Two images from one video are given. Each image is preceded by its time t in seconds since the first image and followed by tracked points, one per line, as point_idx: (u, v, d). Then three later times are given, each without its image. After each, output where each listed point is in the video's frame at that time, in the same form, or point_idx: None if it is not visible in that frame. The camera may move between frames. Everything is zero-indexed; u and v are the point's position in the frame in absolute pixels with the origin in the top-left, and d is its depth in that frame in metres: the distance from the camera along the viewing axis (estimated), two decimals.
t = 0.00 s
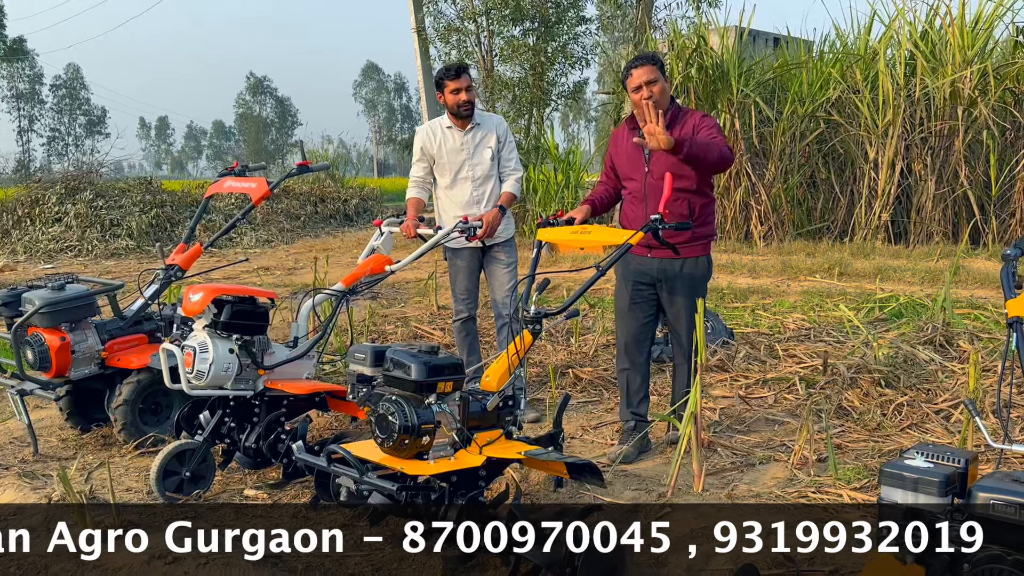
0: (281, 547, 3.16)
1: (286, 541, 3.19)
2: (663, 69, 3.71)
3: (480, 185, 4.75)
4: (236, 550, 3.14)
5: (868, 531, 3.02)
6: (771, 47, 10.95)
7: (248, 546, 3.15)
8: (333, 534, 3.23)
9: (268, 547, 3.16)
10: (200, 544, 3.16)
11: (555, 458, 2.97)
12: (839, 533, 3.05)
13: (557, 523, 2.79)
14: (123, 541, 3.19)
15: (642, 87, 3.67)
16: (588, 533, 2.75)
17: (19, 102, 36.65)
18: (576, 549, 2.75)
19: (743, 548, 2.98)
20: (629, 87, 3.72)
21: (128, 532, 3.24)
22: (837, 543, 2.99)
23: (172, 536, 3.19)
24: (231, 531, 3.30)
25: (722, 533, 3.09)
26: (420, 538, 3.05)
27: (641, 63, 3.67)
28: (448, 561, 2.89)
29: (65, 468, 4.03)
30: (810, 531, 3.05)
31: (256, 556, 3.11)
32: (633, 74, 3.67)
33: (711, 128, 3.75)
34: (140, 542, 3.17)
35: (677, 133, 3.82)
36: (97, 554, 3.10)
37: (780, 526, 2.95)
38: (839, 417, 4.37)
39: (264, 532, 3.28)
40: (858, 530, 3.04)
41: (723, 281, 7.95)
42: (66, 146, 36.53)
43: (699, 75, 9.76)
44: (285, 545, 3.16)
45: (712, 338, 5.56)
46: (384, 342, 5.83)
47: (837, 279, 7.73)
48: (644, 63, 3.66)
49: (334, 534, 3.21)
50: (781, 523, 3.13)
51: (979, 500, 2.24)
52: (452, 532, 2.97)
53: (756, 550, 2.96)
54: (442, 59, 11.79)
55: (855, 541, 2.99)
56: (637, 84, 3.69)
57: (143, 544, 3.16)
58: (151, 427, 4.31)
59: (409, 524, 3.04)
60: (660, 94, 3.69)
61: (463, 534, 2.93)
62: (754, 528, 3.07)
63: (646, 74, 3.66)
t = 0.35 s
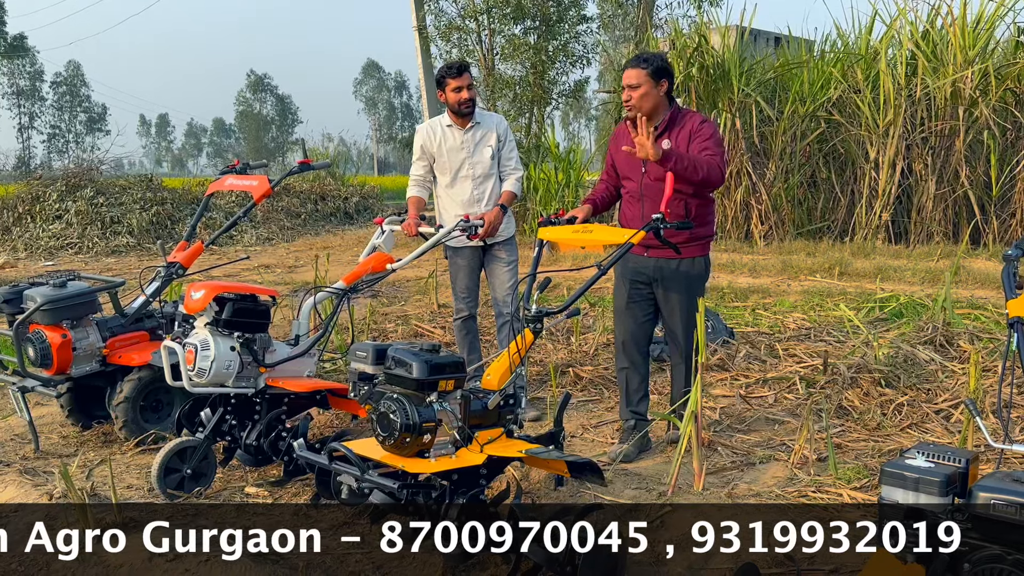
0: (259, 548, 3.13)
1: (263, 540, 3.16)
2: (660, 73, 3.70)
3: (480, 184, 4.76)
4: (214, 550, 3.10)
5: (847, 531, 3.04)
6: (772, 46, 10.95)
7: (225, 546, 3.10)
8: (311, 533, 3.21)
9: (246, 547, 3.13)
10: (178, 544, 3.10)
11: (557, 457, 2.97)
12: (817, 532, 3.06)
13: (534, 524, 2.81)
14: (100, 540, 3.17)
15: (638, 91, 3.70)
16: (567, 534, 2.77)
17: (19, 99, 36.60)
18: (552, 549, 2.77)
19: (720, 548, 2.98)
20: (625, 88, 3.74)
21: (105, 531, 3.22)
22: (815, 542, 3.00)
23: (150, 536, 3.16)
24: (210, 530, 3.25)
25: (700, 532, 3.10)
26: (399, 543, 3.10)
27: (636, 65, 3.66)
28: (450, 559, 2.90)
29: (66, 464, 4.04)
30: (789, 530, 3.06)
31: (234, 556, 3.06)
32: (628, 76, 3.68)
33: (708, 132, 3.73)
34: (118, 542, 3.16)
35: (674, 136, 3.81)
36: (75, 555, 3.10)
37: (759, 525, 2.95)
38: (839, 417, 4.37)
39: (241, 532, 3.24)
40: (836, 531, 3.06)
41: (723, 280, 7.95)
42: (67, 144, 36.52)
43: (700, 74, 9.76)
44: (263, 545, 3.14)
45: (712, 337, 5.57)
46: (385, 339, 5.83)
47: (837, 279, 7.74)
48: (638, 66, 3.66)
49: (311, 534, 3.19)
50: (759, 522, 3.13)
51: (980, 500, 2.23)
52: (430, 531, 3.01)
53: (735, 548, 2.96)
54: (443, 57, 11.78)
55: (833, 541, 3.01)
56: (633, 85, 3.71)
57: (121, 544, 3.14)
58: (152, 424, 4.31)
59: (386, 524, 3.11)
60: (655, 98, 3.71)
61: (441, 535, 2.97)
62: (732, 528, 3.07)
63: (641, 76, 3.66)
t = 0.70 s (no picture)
0: (236, 548, 3.11)
1: (241, 540, 3.14)
2: (663, 70, 3.71)
3: (482, 183, 4.76)
4: (192, 549, 3.09)
5: (826, 532, 3.05)
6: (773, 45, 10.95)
7: (202, 545, 3.09)
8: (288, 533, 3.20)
9: (223, 546, 3.11)
10: (155, 544, 3.10)
11: (557, 456, 2.98)
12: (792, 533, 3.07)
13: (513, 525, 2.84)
14: (78, 540, 3.18)
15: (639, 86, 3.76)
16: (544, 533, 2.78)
17: (20, 96, 36.60)
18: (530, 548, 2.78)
19: (713, 548, 2.98)
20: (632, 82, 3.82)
21: (84, 531, 3.23)
22: (792, 544, 2.99)
23: (128, 536, 3.16)
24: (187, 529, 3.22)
25: (692, 533, 3.10)
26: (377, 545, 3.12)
27: (641, 60, 3.73)
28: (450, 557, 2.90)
29: (67, 462, 4.04)
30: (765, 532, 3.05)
31: (210, 556, 3.06)
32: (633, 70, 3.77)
33: (703, 134, 3.67)
34: (96, 542, 3.16)
35: (671, 134, 3.78)
36: (52, 555, 3.11)
37: (736, 525, 2.95)
38: (840, 416, 4.37)
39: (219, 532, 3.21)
40: (813, 531, 3.07)
41: (724, 279, 7.95)
42: (68, 141, 36.52)
43: (702, 73, 9.76)
44: (240, 545, 3.11)
45: (713, 336, 5.58)
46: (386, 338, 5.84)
47: (838, 279, 7.73)
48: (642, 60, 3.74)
49: (289, 533, 3.18)
50: (736, 522, 3.12)
51: (982, 499, 2.22)
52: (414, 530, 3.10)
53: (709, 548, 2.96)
54: (444, 55, 11.77)
55: (811, 542, 3.01)
56: (637, 79, 3.78)
57: (99, 543, 3.15)
58: (153, 422, 4.32)
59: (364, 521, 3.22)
60: (654, 93, 3.74)
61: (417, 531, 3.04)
62: (709, 530, 3.05)
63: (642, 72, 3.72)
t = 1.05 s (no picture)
0: (214, 547, 3.08)
1: (219, 540, 3.11)
2: (671, 69, 3.71)
3: (484, 181, 4.75)
4: (169, 549, 3.08)
5: (803, 532, 3.05)
6: (775, 44, 10.94)
7: (179, 545, 3.07)
8: (265, 534, 3.18)
9: (200, 546, 3.08)
10: (132, 544, 3.09)
11: (558, 455, 2.97)
12: (770, 533, 3.07)
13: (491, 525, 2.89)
14: (56, 540, 3.18)
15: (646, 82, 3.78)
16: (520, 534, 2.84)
17: (22, 94, 36.62)
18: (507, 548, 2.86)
19: (715, 548, 2.97)
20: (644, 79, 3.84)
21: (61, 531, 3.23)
22: (770, 542, 3.00)
23: (106, 536, 3.16)
24: (165, 530, 3.19)
25: (693, 533, 3.09)
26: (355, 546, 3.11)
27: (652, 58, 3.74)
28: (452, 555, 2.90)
29: (69, 459, 4.04)
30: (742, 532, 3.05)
31: (188, 556, 3.03)
32: (644, 67, 3.79)
33: (704, 131, 3.65)
34: (73, 542, 3.16)
35: (675, 131, 3.78)
36: (29, 555, 3.11)
37: (714, 525, 2.96)
38: (842, 416, 4.37)
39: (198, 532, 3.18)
40: (791, 531, 3.07)
41: (726, 278, 7.94)
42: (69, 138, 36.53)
43: (704, 71, 9.76)
44: (218, 545, 3.07)
45: (715, 336, 5.57)
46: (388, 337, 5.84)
47: (840, 278, 7.73)
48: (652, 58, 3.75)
49: (267, 534, 3.16)
50: (712, 523, 3.13)
51: (985, 500, 2.21)
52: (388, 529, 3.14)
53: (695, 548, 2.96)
54: (446, 54, 11.76)
55: (788, 541, 3.01)
56: (648, 77, 3.78)
57: (76, 543, 3.15)
58: (155, 419, 4.32)
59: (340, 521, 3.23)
60: (660, 91, 3.74)
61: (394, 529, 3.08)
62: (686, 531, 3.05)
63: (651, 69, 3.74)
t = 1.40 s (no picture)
0: (193, 548, 3.06)
1: (196, 541, 3.08)
2: (681, 67, 3.69)
3: (485, 178, 4.74)
4: (146, 549, 3.06)
5: (780, 531, 3.04)
6: (778, 43, 10.93)
7: (156, 546, 3.05)
8: (243, 533, 3.13)
9: (178, 547, 3.06)
10: (110, 544, 3.09)
11: (560, 454, 2.98)
12: (747, 532, 3.06)
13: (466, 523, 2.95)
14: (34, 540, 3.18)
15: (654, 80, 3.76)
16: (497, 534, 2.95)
17: (24, 92, 36.63)
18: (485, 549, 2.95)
19: (717, 548, 2.97)
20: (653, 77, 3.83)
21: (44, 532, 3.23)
22: (747, 542, 3.00)
23: (83, 536, 3.16)
24: (142, 531, 3.16)
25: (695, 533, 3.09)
26: (333, 546, 3.12)
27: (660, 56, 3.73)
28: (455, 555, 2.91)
29: (71, 457, 4.04)
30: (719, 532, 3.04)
31: (165, 556, 3.02)
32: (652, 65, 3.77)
33: (712, 129, 3.64)
34: (51, 542, 3.17)
35: (684, 129, 3.77)
36: (7, 554, 3.12)
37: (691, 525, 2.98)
38: (844, 415, 4.36)
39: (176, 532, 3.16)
40: (768, 530, 3.07)
41: (728, 277, 7.93)
42: (71, 136, 36.53)
43: (706, 70, 9.74)
44: (196, 545, 3.05)
45: (717, 335, 5.57)
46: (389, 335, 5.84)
47: (842, 277, 7.72)
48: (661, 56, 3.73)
49: (244, 535, 3.11)
50: (691, 522, 3.13)
51: (989, 500, 2.19)
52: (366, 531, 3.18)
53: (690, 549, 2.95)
54: (448, 52, 11.75)
55: (765, 541, 3.01)
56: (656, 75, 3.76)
57: (54, 544, 3.15)
58: (156, 417, 4.32)
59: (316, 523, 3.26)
60: (668, 89, 3.73)
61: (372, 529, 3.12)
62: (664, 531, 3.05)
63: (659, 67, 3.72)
